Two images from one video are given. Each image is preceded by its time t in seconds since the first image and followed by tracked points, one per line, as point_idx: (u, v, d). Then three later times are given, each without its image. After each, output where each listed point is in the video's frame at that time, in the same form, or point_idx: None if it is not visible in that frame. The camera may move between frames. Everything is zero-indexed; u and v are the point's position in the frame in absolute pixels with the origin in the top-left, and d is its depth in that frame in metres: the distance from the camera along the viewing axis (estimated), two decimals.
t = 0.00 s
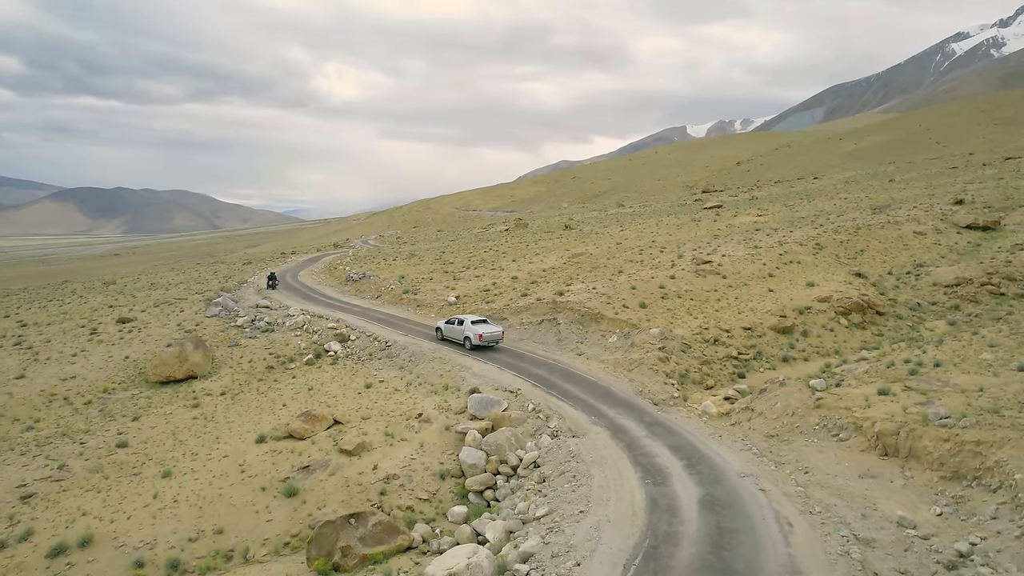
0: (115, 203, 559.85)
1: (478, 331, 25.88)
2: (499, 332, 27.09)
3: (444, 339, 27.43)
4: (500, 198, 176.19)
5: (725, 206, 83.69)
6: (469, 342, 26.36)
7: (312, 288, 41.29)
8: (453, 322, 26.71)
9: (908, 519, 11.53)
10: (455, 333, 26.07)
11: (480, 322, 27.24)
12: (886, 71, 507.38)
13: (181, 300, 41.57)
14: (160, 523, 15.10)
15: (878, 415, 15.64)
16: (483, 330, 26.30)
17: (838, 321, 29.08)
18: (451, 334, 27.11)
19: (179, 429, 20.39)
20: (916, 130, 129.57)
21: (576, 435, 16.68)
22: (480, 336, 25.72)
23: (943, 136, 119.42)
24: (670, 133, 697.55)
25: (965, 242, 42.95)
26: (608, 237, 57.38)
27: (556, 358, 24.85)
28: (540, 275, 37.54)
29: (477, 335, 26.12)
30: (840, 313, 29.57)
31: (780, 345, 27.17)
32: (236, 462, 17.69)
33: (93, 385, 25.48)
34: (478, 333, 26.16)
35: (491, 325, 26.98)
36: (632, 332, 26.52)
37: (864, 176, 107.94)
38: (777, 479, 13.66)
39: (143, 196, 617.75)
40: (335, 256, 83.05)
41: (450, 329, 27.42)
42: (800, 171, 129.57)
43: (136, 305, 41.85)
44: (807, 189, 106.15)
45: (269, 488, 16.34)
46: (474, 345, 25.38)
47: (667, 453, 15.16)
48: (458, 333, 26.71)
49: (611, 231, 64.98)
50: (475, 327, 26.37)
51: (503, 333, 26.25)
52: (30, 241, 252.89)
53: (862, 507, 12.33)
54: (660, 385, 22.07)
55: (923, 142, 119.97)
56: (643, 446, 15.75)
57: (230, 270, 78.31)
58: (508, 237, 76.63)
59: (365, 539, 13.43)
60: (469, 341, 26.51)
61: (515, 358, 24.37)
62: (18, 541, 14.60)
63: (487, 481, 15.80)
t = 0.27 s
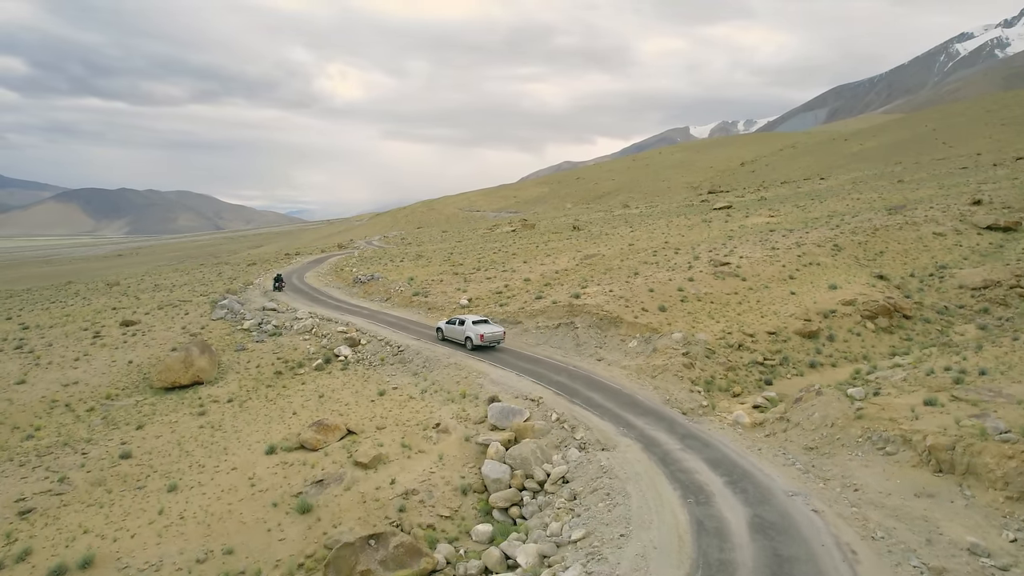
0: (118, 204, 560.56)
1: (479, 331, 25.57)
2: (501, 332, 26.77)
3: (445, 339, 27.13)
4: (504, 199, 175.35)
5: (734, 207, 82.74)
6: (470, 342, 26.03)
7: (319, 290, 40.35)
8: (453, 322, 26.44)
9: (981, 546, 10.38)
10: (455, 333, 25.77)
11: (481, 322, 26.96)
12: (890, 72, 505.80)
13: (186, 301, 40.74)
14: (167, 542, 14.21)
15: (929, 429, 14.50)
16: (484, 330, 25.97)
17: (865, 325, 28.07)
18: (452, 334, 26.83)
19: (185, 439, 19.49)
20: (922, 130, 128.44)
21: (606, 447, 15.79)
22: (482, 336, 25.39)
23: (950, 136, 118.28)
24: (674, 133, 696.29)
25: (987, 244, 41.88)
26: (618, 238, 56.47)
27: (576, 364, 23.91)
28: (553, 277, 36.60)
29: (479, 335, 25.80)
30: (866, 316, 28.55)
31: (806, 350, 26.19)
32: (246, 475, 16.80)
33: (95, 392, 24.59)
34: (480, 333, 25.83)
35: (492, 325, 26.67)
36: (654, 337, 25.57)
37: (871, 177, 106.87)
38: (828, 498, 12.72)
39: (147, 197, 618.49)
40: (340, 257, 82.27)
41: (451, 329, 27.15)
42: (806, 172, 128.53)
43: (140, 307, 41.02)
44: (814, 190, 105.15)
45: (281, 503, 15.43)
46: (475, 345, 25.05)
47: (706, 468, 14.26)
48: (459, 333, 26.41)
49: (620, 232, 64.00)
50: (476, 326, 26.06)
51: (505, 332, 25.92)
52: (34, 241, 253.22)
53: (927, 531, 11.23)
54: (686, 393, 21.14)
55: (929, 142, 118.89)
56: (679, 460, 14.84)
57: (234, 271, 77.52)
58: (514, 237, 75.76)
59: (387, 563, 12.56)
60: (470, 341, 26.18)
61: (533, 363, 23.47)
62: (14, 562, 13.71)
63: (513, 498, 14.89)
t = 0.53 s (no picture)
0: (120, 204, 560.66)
1: (480, 331, 25.22)
2: (502, 332, 26.44)
3: (446, 339, 26.81)
4: (507, 199, 174.46)
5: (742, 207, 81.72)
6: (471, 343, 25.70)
7: (327, 292, 39.43)
8: (454, 322, 26.13)
9: None
10: (456, 333, 25.44)
11: (482, 321, 26.63)
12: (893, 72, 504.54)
13: (190, 304, 39.85)
14: (174, 564, 13.28)
15: (987, 444, 13.50)
16: (486, 330, 25.64)
17: (893, 329, 27.05)
18: (453, 334, 26.54)
19: (191, 450, 18.58)
20: (927, 129, 127.35)
21: (641, 462, 14.89)
22: (484, 336, 25.02)
23: (955, 136, 117.12)
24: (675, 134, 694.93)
25: (1009, 245, 40.82)
26: (627, 239, 55.46)
27: (597, 370, 22.96)
28: (567, 279, 35.63)
29: (480, 334, 25.45)
30: (894, 320, 27.53)
31: (834, 355, 25.19)
32: (257, 490, 15.90)
33: (97, 398, 23.69)
34: (481, 333, 25.49)
35: (494, 325, 26.34)
36: (677, 342, 24.62)
37: (876, 177, 105.84)
38: (888, 519, 11.78)
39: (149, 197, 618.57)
40: (343, 258, 81.33)
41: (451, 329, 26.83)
42: (810, 172, 127.48)
43: (143, 310, 40.14)
44: (819, 191, 104.15)
45: (295, 521, 14.52)
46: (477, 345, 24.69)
47: (751, 486, 13.36)
48: (460, 333, 26.08)
49: (628, 232, 62.95)
50: (478, 326, 25.73)
51: (507, 332, 25.55)
52: (37, 242, 253.24)
53: (1003, 558, 10.13)
54: (716, 402, 20.20)
55: (934, 142, 117.80)
56: (720, 476, 13.94)
57: (237, 272, 76.69)
58: (520, 238, 74.79)
59: None
60: (471, 341, 25.91)
61: (554, 368, 22.58)
62: None
63: (543, 516, 13.97)
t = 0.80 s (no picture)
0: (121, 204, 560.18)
1: (482, 331, 24.96)
2: (504, 332, 26.14)
3: (447, 339, 26.55)
4: (510, 199, 173.42)
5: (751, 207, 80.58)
6: (472, 343, 25.44)
7: (336, 294, 38.30)
8: (455, 322, 25.86)
9: None
10: (457, 333, 25.17)
11: (484, 321, 26.38)
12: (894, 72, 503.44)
13: (194, 306, 38.77)
14: None
15: None
16: (487, 330, 25.38)
17: (929, 334, 25.87)
18: (453, 334, 26.30)
19: (200, 464, 17.50)
20: (931, 129, 126.25)
21: (687, 481, 13.82)
22: (485, 337, 24.75)
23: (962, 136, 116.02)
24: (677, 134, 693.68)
25: None
26: (639, 239, 54.30)
27: (625, 377, 21.87)
28: (584, 281, 34.51)
29: (481, 335, 25.18)
30: (929, 324, 26.34)
31: (869, 361, 24.02)
32: (272, 510, 14.81)
33: (99, 407, 22.62)
34: (482, 333, 25.20)
35: (495, 325, 26.05)
36: (707, 348, 23.54)
37: (882, 177, 104.75)
38: (973, 548, 10.64)
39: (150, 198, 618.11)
40: (347, 259, 80.19)
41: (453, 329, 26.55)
42: (815, 172, 126.38)
43: (146, 312, 39.06)
44: (825, 191, 103.04)
45: (314, 545, 13.44)
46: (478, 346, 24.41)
47: (814, 509, 12.27)
48: (461, 334, 25.82)
49: (638, 233, 61.78)
50: (479, 327, 25.48)
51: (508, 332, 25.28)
52: (39, 242, 252.78)
53: None
54: (754, 412, 19.10)
55: (939, 142, 116.65)
56: (777, 498, 12.86)
57: (240, 273, 75.61)
58: (527, 239, 73.66)
59: None
60: (472, 341, 25.62)
61: (580, 376, 21.54)
62: None
63: (583, 540, 12.87)
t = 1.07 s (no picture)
0: (120, 205, 559.83)
1: (483, 331, 24.76)
2: (505, 332, 25.86)
3: (448, 339, 26.34)
4: (511, 199, 172.56)
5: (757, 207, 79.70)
6: (473, 343, 25.23)
7: (343, 296, 37.38)
8: (457, 323, 25.58)
9: None
10: (458, 334, 24.95)
11: (485, 321, 26.18)
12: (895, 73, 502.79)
13: (198, 308, 37.87)
14: None
15: None
16: (488, 330, 25.18)
17: (961, 339, 24.89)
18: (454, 334, 26.13)
19: (208, 477, 16.59)
20: (933, 129, 125.43)
21: (733, 499, 12.93)
22: (486, 336, 24.56)
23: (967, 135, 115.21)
24: (677, 134, 692.91)
25: None
26: (648, 240, 53.41)
27: (650, 384, 20.97)
28: (599, 284, 33.59)
29: (482, 335, 25.00)
30: (961, 328, 25.35)
31: (901, 367, 23.04)
32: (287, 528, 13.92)
33: (102, 415, 21.73)
34: (484, 333, 24.99)
35: (496, 325, 25.87)
36: (734, 354, 22.69)
37: (886, 178, 103.91)
38: None
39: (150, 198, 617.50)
40: (350, 259, 79.26)
41: (454, 330, 26.26)
42: (817, 172, 125.53)
43: (148, 315, 38.15)
44: (829, 192, 102.22)
45: (334, 568, 12.53)
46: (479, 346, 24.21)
47: (875, 531, 11.37)
48: (462, 334, 25.62)
49: (646, 233, 60.90)
50: (480, 327, 25.30)
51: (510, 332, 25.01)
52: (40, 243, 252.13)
53: None
54: (790, 422, 18.19)
55: (944, 142, 115.85)
56: (833, 517, 11.96)
57: (241, 274, 74.71)
58: (533, 239, 72.75)
59: None
60: (474, 342, 25.30)
61: (604, 383, 20.66)
62: None
63: (625, 563, 11.93)
